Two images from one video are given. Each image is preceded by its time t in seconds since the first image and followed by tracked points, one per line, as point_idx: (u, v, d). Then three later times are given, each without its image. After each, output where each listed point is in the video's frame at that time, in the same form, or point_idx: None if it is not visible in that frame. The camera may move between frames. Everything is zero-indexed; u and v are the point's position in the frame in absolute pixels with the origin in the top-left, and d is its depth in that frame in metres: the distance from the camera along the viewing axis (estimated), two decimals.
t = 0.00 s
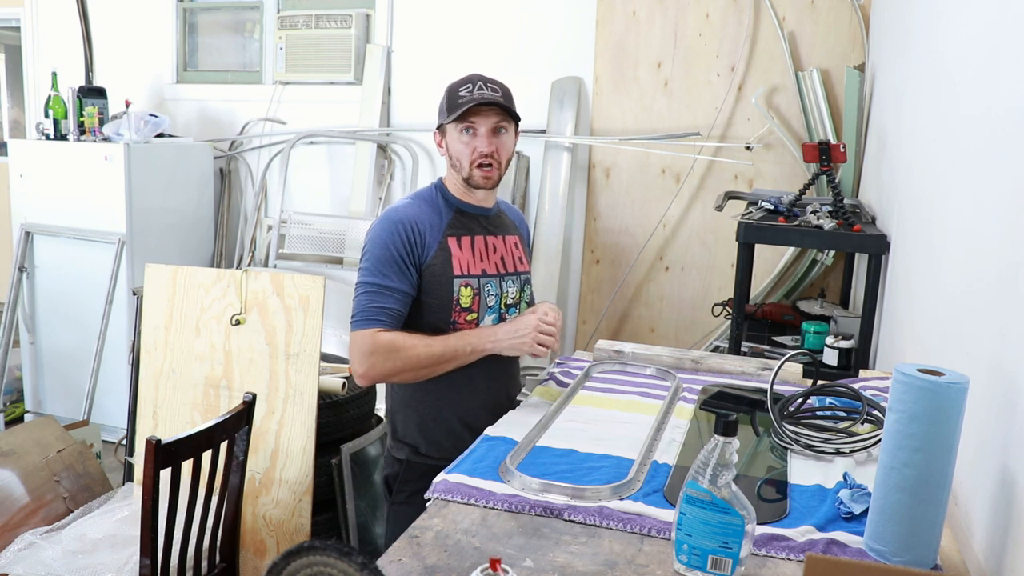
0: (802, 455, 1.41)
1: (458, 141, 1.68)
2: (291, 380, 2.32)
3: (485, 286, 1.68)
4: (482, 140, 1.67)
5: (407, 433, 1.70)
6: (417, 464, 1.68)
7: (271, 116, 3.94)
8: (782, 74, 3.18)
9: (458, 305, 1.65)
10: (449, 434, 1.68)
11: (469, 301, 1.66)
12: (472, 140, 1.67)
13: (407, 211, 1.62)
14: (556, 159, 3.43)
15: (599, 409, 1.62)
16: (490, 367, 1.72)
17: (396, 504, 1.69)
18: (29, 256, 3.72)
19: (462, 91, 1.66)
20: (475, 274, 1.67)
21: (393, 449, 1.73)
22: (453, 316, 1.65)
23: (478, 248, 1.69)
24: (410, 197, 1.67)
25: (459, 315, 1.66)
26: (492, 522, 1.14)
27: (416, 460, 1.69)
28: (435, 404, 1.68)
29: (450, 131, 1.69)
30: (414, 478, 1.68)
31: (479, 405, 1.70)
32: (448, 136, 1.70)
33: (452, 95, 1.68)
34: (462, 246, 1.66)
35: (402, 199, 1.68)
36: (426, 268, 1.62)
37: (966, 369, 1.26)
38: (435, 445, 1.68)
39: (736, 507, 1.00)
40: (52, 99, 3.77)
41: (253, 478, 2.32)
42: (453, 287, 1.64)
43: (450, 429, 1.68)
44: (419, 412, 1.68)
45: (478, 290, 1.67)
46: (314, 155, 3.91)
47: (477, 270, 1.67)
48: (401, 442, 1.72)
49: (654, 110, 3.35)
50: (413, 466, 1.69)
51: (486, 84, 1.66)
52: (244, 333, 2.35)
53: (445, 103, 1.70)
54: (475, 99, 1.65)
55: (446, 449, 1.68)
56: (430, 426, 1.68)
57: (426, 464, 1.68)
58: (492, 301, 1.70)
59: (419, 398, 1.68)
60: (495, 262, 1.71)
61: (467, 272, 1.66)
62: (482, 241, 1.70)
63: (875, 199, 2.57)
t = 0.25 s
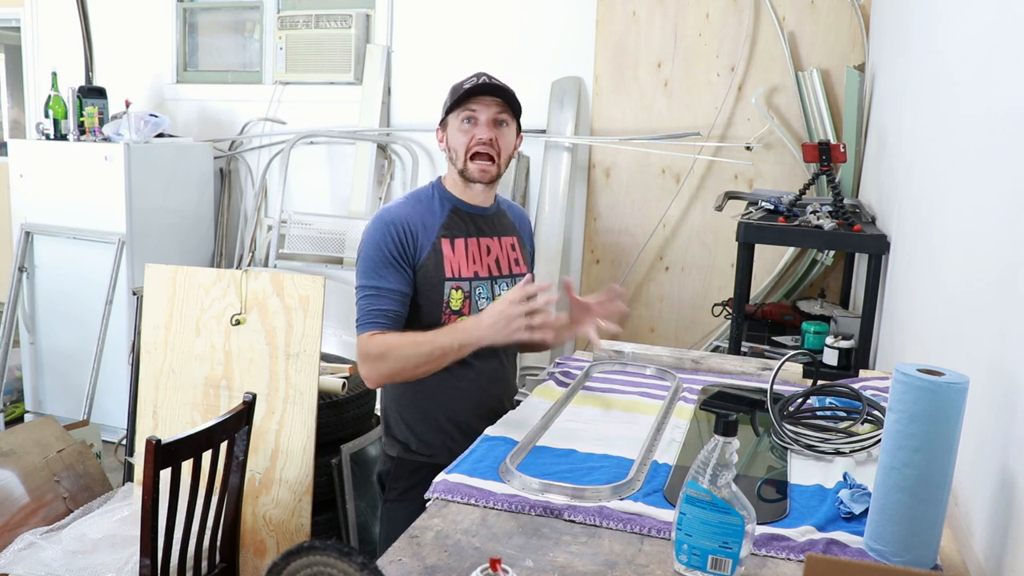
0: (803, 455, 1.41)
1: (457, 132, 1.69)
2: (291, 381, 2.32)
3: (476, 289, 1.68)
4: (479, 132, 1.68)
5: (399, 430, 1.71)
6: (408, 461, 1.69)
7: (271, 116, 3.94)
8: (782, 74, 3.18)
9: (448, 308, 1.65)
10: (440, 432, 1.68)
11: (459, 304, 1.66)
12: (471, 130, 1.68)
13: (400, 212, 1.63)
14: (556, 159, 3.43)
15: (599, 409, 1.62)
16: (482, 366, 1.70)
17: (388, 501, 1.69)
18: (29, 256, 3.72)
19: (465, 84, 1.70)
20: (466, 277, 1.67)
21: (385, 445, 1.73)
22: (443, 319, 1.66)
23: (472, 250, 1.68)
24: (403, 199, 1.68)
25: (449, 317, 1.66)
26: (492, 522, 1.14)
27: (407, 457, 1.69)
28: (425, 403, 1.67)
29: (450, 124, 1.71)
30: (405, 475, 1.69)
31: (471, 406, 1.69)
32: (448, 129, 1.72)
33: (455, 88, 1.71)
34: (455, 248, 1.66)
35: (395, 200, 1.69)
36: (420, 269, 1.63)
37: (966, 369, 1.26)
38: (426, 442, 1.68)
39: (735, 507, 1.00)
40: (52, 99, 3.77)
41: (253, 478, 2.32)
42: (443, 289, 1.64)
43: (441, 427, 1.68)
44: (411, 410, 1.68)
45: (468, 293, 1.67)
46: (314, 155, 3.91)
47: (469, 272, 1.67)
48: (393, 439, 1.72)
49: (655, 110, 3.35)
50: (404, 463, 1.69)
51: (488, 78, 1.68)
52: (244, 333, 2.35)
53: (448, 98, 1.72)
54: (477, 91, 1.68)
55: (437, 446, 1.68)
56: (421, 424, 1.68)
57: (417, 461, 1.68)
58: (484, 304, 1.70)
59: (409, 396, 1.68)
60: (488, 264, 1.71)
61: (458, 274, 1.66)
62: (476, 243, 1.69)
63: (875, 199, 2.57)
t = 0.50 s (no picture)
0: (802, 455, 1.41)
1: (468, 129, 1.68)
2: (291, 381, 2.32)
3: (477, 293, 1.67)
4: (492, 127, 1.68)
5: (396, 428, 1.71)
6: (402, 460, 1.69)
7: (271, 116, 3.94)
8: (783, 74, 3.18)
9: (446, 311, 1.65)
10: (435, 431, 1.68)
11: (458, 307, 1.66)
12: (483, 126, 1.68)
13: (404, 213, 1.63)
14: (556, 159, 3.43)
15: (599, 409, 1.62)
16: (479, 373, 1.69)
17: (383, 499, 1.69)
18: (29, 256, 3.72)
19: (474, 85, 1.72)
20: (467, 281, 1.66)
21: (382, 443, 1.74)
22: (441, 322, 1.66)
23: (475, 254, 1.68)
24: (408, 198, 1.68)
25: (447, 320, 1.66)
26: (492, 522, 1.14)
27: (402, 455, 1.69)
28: (420, 401, 1.68)
29: (460, 122, 1.70)
30: (400, 474, 1.69)
31: (467, 407, 1.69)
32: (457, 127, 1.70)
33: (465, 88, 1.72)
34: (457, 251, 1.66)
35: (400, 199, 1.69)
36: (419, 271, 1.63)
37: (966, 369, 1.26)
38: (421, 441, 1.68)
39: (735, 507, 1.00)
40: (52, 99, 3.77)
41: (253, 478, 2.32)
42: (442, 293, 1.64)
43: (435, 426, 1.68)
44: (408, 407, 1.69)
45: (468, 297, 1.66)
46: (314, 155, 3.91)
47: (470, 276, 1.66)
48: (390, 437, 1.72)
49: (655, 110, 3.35)
50: (400, 461, 1.69)
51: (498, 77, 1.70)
52: (244, 333, 2.35)
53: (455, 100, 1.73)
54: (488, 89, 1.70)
55: (431, 445, 1.68)
56: (417, 422, 1.68)
57: (412, 460, 1.68)
58: (484, 308, 1.69)
59: (406, 393, 1.68)
60: (491, 269, 1.70)
61: (459, 278, 1.65)
62: (479, 247, 1.69)
63: (875, 199, 2.56)
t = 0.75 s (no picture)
0: (802, 455, 1.41)
1: (473, 138, 1.65)
2: (291, 381, 2.32)
3: (479, 293, 1.67)
4: (499, 139, 1.64)
5: (397, 429, 1.71)
6: (404, 460, 1.69)
7: (271, 116, 3.94)
8: (783, 74, 3.18)
9: (449, 310, 1.65)
10: (436, 431, 1.68)
11: (461, 307, 1.66)
12: (489, 136, 1.64)
13: (407, 214, 1.63)
14: (556, 159, 3.44)
15: (599, 409, 1.62)
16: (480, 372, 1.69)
17: (385, 500, 1.69)
18: (29, 256, 3.72)
19: (480, 89, 1.66)
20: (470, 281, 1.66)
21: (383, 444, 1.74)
22: (444, 321, 1.65)
23: (477, 254, 1.68)
24: (412, 199, 1.68)
25: (449, 319, 1.66)
26: (492, 522, 1.14)
27: (403, 456, 1.69)
28: (421, 402, 1.67)
29: (465, 128, 1.67)
30: (401, 475, 1.68)
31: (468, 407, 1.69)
32: (462, 133, 1.67)
33: (471, 91, 1.66)
34: (460, 251, 1.66)
35: (404, 199, 1.69)
36: (421, 272, 1.63)
37: (966, 369, 1.26)
38: (422, 441, 1.68)
39: (735, 507, 1.00)
40: (52, 99, 3.77)
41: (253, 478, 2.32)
42: (445, 292, 1.64)
43: (436, 426, 1.68)
44: (408, 407, 1.68)
45: (471, 296, 1.66)
46: (314, 155, 3.91)
47: (473, 276, 1.66)
48: (391, 438, 1.72)
49: (655, 111, 3.35)
50: (401, 462, 1.69)
51: (506, 85, 1.66)
52: (245, 333, 2.35)
53: (460, 101, 1.68)
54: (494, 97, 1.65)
55: (432, 445, 1.68)
56: (417, 422, 1.68)
57: (414, 460, 1.68)
58: (486, 308, 1.69)
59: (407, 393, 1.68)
60: (493, 269, 1.70)
61: (462, 277, 1.65)
62: (482, 247, 1.68)
63: (875, 199, 2.56)
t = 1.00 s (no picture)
0: (802, 456, 1.41)
1: (492, 150, 1.62)
2: (291, 381, 2.32)
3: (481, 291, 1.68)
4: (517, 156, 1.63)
5: (402, 430, 1.71)
6: (410, 461, 1.69)
7: (271, 116, 3.94)
8: (783, 74, 3.18)
9: (451, 310, 1.65)
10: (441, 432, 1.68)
11: (463, 306, 1.66)
12: (507, 150, 1.62)
13: (406, 215, 1.62)
14: (556, 159, 3.44)
15: (599, 409, 1.62)
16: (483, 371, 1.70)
17: (390, 502, 1.69)
18: (29, 256, 3.72)
19: (505, 102, 1.62)
20: (471, 280, 1.66)
21: (388, 445, 1.74)
22: (446, 321, 1.66)
23: (477, 253, 1.68)
24: (411, 200, 1.67)
25: (452, 319, 1.66)
26: (492, 522, 1.14)
27: (409, 457, 1.69)
28: (426, 402, 1.68)
29: (482, 134, 1.62)
30: (407, 476, 1.69)
31: (472, 407, 1.69)
32: (477, 138, 1.63)
33: (494, 100, 1.61)
34: (460, 250, 1.66)
35: (403, 200, 1.69)
36: (421, 273, 1.63)
37: (966, 369, 1.26)
38: (428, 442, 1.68)
39: (735, 507, 1.00)
40: (52, 99, 3.77)
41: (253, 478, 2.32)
42: (447, 292, 1.64)
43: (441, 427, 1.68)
44: (413, 408, 1.68)
45: (473, 295, 1.67)
46: (314, 155, 3.91)
47: (474, 275, 1.66)
48: (396, 439, 1.72)
49: (655, 110, 3.35)
50: (406, 463, 1.69)
51: (525, 100, 1.66)
52: (244, 333, 2.35)
53: (480, 104, 1.61)
54: (518, 113, 1.63)
55: (438, 446, 1.68)
56: (423, 423, 1.68)
57: (419, 461, 1.68)
58: (487, 306, 1.70)
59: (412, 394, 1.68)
60: (493, 268, 1.70)
61: (463, 277, 1.65)
62: (481, 247, 1.69)
63: (875, 199, 2.56)
